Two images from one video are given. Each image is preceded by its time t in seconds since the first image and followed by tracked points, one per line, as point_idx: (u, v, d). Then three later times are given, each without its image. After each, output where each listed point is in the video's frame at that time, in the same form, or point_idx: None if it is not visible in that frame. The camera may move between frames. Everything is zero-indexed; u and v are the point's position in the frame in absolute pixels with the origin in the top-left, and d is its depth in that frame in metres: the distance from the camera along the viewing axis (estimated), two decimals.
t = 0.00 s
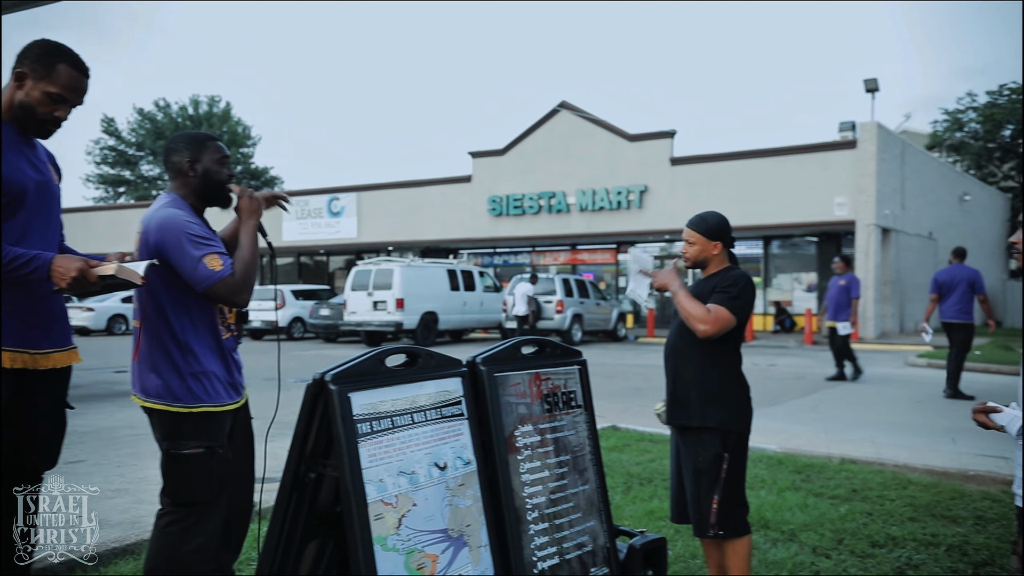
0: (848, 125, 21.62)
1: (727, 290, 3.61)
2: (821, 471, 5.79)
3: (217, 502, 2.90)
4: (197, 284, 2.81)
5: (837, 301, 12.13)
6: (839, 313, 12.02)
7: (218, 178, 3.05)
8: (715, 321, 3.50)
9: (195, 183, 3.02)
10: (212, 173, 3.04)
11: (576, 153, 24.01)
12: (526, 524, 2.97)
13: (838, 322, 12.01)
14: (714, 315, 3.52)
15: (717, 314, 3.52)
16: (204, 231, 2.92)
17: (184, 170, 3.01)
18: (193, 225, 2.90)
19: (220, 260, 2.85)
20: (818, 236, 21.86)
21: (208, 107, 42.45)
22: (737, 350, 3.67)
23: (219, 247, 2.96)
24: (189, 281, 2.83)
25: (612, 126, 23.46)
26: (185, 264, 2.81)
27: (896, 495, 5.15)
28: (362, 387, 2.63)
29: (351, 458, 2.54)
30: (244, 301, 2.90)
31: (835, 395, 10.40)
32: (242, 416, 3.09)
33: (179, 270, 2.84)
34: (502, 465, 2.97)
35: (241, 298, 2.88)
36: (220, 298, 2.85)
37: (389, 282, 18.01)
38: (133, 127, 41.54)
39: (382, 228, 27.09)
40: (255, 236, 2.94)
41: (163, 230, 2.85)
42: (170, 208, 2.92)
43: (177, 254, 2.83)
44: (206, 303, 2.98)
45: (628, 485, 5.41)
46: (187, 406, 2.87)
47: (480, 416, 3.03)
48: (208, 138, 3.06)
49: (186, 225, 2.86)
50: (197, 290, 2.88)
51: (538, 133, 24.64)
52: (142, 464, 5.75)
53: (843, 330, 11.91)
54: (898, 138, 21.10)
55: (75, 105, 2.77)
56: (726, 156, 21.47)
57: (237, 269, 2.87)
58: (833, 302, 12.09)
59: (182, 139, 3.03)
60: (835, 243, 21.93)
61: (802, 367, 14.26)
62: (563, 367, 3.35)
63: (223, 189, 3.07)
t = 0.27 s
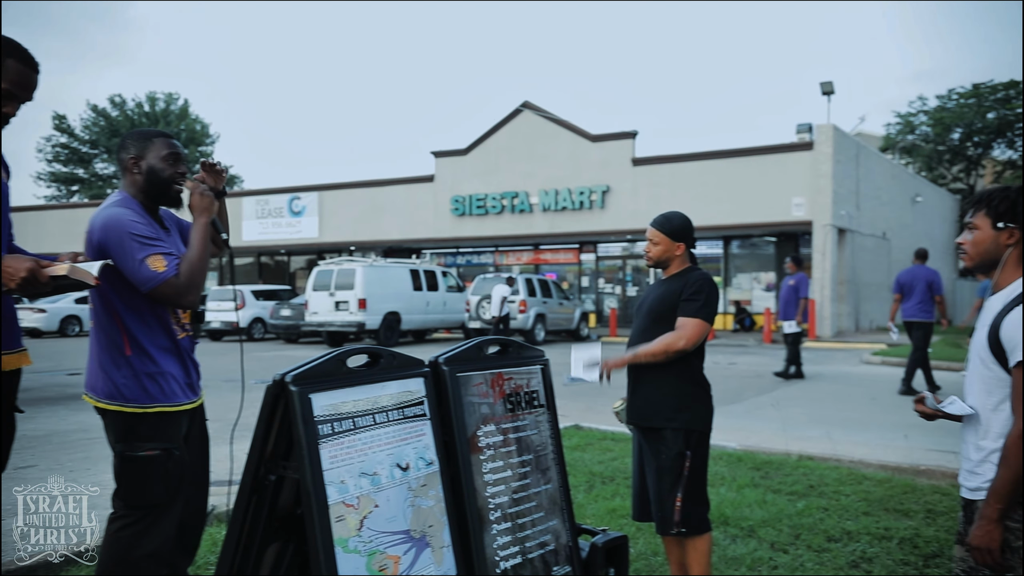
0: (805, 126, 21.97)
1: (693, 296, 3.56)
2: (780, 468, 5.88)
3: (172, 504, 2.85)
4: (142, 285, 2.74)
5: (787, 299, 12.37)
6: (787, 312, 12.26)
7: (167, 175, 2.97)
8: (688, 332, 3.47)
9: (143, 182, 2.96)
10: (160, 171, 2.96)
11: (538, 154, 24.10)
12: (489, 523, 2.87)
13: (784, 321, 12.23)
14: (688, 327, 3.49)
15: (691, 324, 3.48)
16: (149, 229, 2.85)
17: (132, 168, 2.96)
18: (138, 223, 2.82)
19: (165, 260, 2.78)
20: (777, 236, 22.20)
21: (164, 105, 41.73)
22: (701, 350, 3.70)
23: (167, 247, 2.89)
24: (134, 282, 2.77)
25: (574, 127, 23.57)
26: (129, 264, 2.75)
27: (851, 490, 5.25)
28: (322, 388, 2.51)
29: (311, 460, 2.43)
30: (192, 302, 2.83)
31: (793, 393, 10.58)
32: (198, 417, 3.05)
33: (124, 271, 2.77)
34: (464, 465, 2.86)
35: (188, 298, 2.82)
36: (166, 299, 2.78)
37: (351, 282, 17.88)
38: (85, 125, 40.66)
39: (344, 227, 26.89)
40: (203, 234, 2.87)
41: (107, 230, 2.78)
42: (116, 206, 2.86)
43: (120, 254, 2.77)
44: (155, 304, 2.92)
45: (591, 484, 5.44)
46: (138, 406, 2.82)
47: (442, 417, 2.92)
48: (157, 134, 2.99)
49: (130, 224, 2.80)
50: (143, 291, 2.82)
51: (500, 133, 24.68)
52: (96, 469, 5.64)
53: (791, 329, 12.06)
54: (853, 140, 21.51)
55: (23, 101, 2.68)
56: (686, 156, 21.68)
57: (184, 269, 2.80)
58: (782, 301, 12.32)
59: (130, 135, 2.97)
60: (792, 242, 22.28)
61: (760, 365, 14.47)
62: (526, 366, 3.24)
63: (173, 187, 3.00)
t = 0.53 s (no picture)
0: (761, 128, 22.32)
1: (659, 301, 3.59)
2: (737, 465, 5.97)
3: (118, 508, 2.81)
4: (76, 287, 2.68)
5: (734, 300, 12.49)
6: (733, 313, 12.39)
7: (115, 173, 2.90)
8: (664, 340, 3.53)
9: (91, 179, 2.88)
10: (108, 168, 2.88)
11: (499, 153, 24.13)
12: (450, 524, 2.85)
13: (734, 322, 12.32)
14: (662, 336, 3.54)
15: (662, 333, 3.55)
16: (88, 230, 2.77)
17: (80, 166, 2.88)
18: (75, 224, 2.76)
19: (100, 262, 2.69)
20: (734, 236, 22.52)
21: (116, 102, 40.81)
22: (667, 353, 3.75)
23: (109, 248, 2.81)
24: (71, 284, 2.71)
25: (535, 127, 23.63)
26: (65, 266, 2.69)
27: (806, 486, 5.35)
28: (281, 389, 2.49)
29: (269, 461, 2.40)
30: (131, 306, 2.73)
31: (749, 391, 10.74)
32: (153, 419, 3.00)
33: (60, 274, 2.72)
34: (426, 465, 2.84)
35: (127, 302, 2.71)
36: (103, 303, 2.70)
37: (310, 283, 17.70)
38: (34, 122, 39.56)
39: (303, 227, 26.61)
40: (147, 236, 2.73)
41: (42, 233, 2.74)
42: (57, 206, 2.80)
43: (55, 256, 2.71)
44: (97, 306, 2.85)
45: (552, 483, 5.47)
46: (78, 408, 2.80)
47: (403, 418, 2.89)
48: (106, 130, 2.91)
49: (67, 226, 2.73)
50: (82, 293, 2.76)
51: (460, 133, 24.65)
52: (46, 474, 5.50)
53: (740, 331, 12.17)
54: (808, 142, 21.91)
55: None
56: (646, 157, 21.87)
57: (121, 272, 2.70)
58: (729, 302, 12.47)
59: (80, 132, 2.90)
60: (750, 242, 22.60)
61: (718, 363, 14.66)
62: (488, 366, 3.23)
63: (122, 183, 2.92)
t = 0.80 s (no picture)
0: (738, 129, 22.49)
1: (643, 302, 3.62)
2: (716, 463, 6.01)
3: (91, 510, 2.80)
4: (45, 288, 2.66)
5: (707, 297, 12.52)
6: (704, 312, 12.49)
7: (92, 172, 2.86)
8: (652, 339, 3.57)
9: (65, 178, 2.85)
10: (85, 167, 2.85)
11: (478, 153, 24.12)
12: (430, 524, 2.85)
13: (704, 321, 12.46)
14: (649, 335, 3.58)
15: (649, 331, 3.59)
16: (59, 229, 2.74)
17: (53, 163, 2.84)
18: (45, 223, 2.72)
19: (71, 262, 2.67)
20: (712, 236, 22.67)
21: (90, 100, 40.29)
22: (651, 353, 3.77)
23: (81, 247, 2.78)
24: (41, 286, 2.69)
25: (514, 127, 23.64)
26: (35, 266, 2.67)
27: (784, 484, 5.40)
28: (260, 390, 2.47)
29: (247, 463, 2.38)
30: (102, 306, 2.71)
31: (728, 390, 10.82)
32: (128, 422, 2.95)
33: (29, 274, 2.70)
34: (405, 466, 2.83)
35: (99, 302, 2.69)
36: (73, 303, 2.67)
37: (289, 283, 17.59)
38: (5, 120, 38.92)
39: (282, 226, 26.42)
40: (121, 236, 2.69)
41: (9, 232, 2.70)
42: (29, 205, 2.77)
43: (24, 256, 2.69)
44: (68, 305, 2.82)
45: (532, 482, 5.47)
46: (47, 409, 2.78)
47: (382, 418, 2.88)
48: (83, 128, 2.87)
49: (37, 225, 2.70)
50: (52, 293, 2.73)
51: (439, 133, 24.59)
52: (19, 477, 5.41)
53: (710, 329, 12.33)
54: (785, 143, 22.11)
55: None
56: (625, 157, 21.95)
57: (92, 272, 2.67)
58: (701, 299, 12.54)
59: (54, 129, 2.86)
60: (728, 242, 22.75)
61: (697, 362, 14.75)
62: (468, 366, 3.22)
63: (100, 182, 2.88)
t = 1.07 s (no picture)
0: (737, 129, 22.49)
1: (642, 303, 3.62)
2: (716, 463, 6.02)
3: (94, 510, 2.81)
4: (50, 286, 2.65)
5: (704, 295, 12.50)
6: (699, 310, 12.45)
7: (93, 172, 2.86)
8: (644, 341, 3.56)
9: (68, 178, 2.85)
10: (88, 166, 2.86)
11: (477, 153, 24.12)
12: (429, 524, 2.85)
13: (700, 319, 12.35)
14: (642, 337, 3.57)
15: (643, 333, 3.58)
16: (63, 228, 2.74)
17: (56, 163, 2.85)
18: (49, 222, 2.72)
19: (76, 260, 2.66)
20: (711, 236, 22.68)
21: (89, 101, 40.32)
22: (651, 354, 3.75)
23: (84, 245, 2.78)
24: (45, 284, 2.68)
25: (513, 127, 23.63)
26: (39, 265, 2.66)
27: (783, 484, 5.40)
28: (259, 389, 2.47)
29: (246, 462, 2.38)
30: (106, 305, 2.70)
31: (727, 390, 10.83)
32: (129, 423, 2.96)
33: (34, 273, 2.69)
34: (404, 465, 2.83)
35: (103, 300, 2.68)
36: (77, 301, 2.67)
37: (287, 283, 17.58)
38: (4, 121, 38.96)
39: (281, 226, 26.39)
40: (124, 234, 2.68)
41: (14, 230, 2.69)
42: (31, 204, 2.76)
43: (28, 255, 2.68)
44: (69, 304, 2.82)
45: (531, 482, 5.47)
46: (50, 409, 2.78)
47: (381, 418, 2.88)
48: (84, 128, 2.88)
49: (41, 224, 2.70)
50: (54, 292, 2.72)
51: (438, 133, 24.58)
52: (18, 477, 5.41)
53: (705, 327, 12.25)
54: (784, 143, 22.11)
55: None
56: (623, 157, 21.94)
57: (96, 270, 2.67)
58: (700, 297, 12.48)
59: (55, 130, 2.87)
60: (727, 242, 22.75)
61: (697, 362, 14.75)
62: (466, 366, 3.22)
63: (103, 181, 2.89)
